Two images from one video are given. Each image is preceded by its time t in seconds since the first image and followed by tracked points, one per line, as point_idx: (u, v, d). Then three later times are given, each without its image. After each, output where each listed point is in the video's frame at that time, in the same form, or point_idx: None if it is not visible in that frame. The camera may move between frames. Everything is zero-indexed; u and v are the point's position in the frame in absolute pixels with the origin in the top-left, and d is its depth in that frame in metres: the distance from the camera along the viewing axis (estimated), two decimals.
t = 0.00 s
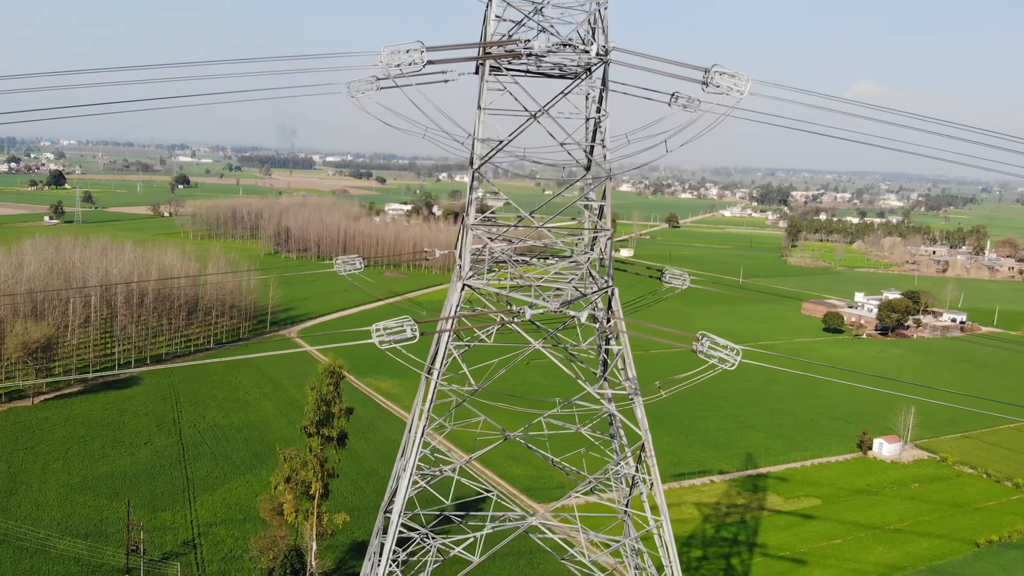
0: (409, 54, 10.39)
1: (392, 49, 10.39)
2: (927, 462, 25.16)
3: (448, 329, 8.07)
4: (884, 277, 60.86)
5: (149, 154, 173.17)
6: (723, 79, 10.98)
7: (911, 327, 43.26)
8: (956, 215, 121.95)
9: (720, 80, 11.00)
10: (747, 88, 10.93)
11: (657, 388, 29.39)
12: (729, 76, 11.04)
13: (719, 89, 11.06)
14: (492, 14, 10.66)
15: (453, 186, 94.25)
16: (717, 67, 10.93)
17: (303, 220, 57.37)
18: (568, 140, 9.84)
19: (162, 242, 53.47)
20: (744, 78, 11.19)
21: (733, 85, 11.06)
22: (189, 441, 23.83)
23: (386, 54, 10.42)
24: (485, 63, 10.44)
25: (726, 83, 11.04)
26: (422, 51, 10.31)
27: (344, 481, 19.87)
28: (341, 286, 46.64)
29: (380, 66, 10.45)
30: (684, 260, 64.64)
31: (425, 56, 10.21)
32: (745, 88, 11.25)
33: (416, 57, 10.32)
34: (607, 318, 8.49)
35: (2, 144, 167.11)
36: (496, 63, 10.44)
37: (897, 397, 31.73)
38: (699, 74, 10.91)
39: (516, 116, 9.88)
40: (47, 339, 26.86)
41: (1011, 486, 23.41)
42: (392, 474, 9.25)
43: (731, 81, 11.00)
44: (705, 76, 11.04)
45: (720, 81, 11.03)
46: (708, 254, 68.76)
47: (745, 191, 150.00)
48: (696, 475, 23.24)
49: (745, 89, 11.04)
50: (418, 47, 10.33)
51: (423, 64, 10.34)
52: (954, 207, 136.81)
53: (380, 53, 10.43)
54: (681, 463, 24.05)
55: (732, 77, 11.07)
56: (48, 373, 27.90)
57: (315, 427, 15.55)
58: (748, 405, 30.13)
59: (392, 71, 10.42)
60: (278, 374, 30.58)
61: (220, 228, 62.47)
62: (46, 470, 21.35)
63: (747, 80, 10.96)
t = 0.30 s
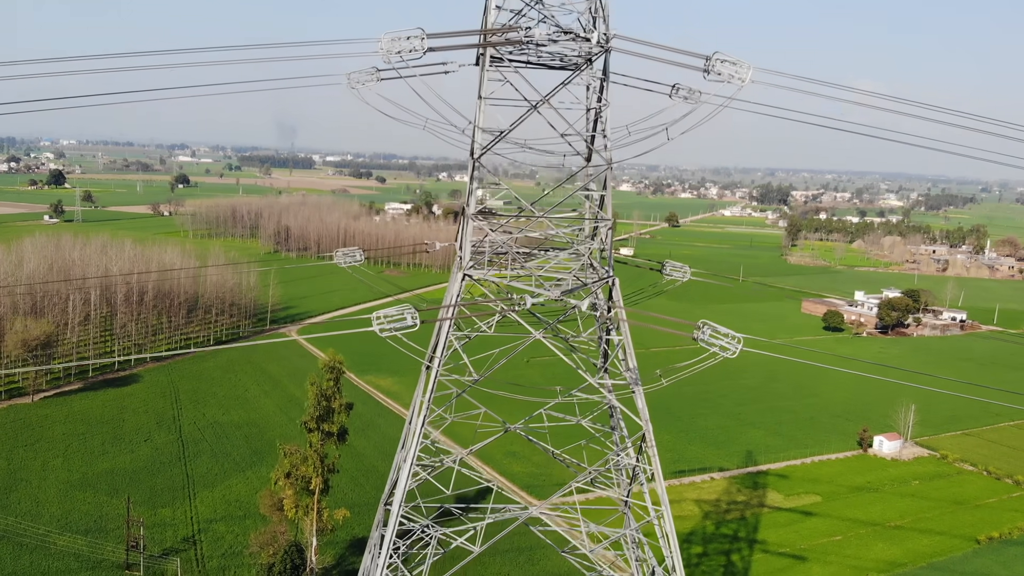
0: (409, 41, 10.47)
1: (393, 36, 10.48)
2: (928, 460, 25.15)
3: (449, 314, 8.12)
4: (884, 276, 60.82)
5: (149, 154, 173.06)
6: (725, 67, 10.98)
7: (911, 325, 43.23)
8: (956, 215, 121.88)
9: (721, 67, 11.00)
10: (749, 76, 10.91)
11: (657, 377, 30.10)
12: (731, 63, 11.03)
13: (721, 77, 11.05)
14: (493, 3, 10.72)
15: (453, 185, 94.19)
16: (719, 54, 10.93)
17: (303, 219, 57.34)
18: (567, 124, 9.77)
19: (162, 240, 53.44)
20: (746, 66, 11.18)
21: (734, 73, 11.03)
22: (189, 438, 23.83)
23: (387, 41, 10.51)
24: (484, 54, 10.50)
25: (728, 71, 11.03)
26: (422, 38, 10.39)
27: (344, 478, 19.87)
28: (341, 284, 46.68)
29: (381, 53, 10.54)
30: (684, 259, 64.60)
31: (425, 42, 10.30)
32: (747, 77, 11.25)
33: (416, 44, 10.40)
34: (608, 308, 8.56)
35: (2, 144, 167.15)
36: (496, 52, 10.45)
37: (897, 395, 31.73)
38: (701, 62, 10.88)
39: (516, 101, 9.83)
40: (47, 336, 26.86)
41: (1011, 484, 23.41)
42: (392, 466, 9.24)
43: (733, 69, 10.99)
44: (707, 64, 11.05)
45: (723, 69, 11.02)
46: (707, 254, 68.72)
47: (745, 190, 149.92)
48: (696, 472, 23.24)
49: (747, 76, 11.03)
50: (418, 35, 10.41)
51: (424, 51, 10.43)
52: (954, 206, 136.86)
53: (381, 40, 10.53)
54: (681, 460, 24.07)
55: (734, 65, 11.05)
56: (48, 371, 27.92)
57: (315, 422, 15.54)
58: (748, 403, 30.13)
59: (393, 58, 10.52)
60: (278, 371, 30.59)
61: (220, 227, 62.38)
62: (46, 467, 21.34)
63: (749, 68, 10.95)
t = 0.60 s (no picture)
0: (410, 28, 10.57)
1: (393, 23, 10.58)
2: (928, 457, 25.13)
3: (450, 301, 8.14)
4: (884, 275, 60.82)
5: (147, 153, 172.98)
6: (726, 54, 11.29)
7: (911, 324, 43.19)
8: (956, 214, 121.86)
9: (723, 54, 11.30)
10: (750, 62, 11.20)
11: (657, 364, 31.11)
12: (732, 50, 11.33)
13: (721, 63, 11.36)
14: None
15: (452, 185, 94.18)
16: (720, 41, 11.22)
17: (303, 219, 57.27)
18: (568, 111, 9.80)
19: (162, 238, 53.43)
20: (747, 53, 11.46)
21: (736, 60, 11.33)
22: (189, 435, 23.83)
23: (387, 27, 10.61)
24: (485, 45, 10.55)
25: (729, 58, 11.32)
26: (423, 25, 10.51)
27: (344, 475, 19.86)
28: (341, 282, 46.71)
29: (381, 40, 10.65)
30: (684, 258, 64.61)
31: (426, 28, 10.42)
32: (748, 65, 11.52)
33: (416, 30, 10.52)
34: (609, 298, 8.60)
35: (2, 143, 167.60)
36: (496, 42, 10.50)
37: (897, 393, 31.73)
38: (703, 50, 11.11)
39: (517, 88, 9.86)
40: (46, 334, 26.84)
41: (1011, 481, 23.39)
42: (392, 458, 9.21)
43: (734, 56, 11.31)
44: (708, 51, 11.34)
45: (723, 56, 11.32)
46: (707, 252, 68.72)
47: (745, 190, 149.88)
48: (696, 469, 23.23)
49: (748, 63, 11.30)
50: (419, 21, 10.53)
51: (424, 37, 10.55)
52: (954, 206, 136.87)
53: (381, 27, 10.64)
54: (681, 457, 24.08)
55: (735, 52, 11.34)
56: (48, 368, 27.89)
57: (315, 417, 15.49)
58: (748, 400, 30.15)
59: (394, 44, 10.62)
60: (278, 368, 30.60)
61: (220, 226, 62.33)
62: (46, 463, 21.33)
63: (750, 55, 11.24)
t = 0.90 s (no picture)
0: (411, 15, 10.69)
1: (395, 9, 10.70)
2: (928, 455, 25.14)
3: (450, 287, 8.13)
4: (884, 274, 60.83)
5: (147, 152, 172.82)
6: (727, 41, 11.31)
7: (911, 323, 43.19)
8: (956, 214, 121.86)
9: (724, 42, 11.32)
10: (752, 49, 11.21)
11: (658, 352, 34.59)
12: (734, 38, 11.35)
13: (723, 51, 11.37)
14: None
15: (452, 185, 94.13)
16: (722, 30, 11.24)
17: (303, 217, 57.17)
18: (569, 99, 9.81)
19: (162, 236, 53.45)
20: (749, 41, 11.48)
21: (738, 48, 11.42)
22: (189, 432, 23.81)
23: (388, 15, 10.72)
24: (485, 35, 10.53)
25: (731, 45, 11.34)
26: (424, 12, 10.62)
27: (344, 471, 19.85)
28: (341, 280, 46.66)
29: (383, 26, 10.78)
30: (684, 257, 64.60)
31: (427, 15, 10.54)
32: (750, 53, 11.55)
33: (417, 16, 10.63)
34: (609, 290, 8.65)
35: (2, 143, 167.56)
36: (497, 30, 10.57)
37: (897, 391, 31.76)
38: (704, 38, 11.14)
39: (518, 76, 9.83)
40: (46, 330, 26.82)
41: (1011, 478, 23.40)
42: (393, 449, 9.21)
43: (735, 43, 11.32)
44: (710, 39, 11.36)
45: (724, 44, 11.34)
46: (707, 252, 68.74)
47: (745, 190, 149.85)
48: (696, 467, 23.22)
49: (749, 51, 11.31)
50: (421, 8, 10.64)
51: (425, 23, 10.67)
52: (953, 206, 136.89)
53: (383, 14, 10.76)
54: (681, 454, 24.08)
55: (737, 40, 11.35)
56: (47, 366, 27.89)
57: (315, 412, 15.50)
58: (749, 398, 30.14)
59: (395, 31, 10.73)
60: (278, 366, 30.57)
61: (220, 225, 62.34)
62: (45, 460, 21.31)
63: (752, 42, 11.25)
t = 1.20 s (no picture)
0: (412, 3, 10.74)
1: None
2: (929, 451, 25.11)
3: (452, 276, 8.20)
4: (884, 272, 60.79)
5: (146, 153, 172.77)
6: (728, 28, 11.36)
7: (912, 320, 43.17)
8: (955, 212, 121.89)
9: (725, 29, 11.38)
10: (753, 35, 11.27)
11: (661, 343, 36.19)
12: (735, 25, 11.40)
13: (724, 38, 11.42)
14: None
15: (452, 185, 94.09)
16: (723, 17, 11.29)
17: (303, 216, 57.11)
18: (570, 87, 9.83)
19: (162, 236, 53.45)
20: (751, 28, 11.54)
21: (739, 35, 11.53)
22: (189, 430, 23.80)
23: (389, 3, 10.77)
24: (485, 24, 10.58)
25: (732, 32, 11.40)
26: None
27: (344, 468, 19.84)
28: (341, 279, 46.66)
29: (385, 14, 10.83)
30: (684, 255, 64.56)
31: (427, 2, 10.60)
32: (751, 40, 11.63)
33: (418, 4, 10.68)
34: (610, 279, 8.73)
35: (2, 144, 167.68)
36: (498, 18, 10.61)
37: (898, 388, 31.76)
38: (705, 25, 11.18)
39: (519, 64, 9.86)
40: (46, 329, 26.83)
41: (1012, 474, 23.38)
42: (394, 443, 9.20)
43: (736, 30, 11.37)
44: (711, 26, 11.42)
45: (726, 30, 11.39)
46: (707, 251, 68.71)
47: (745, 189, 149.77)
48: (697, 463, 23.22)
49: (751, 37, 11.36)
50: None
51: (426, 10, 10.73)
52: (953, 205, 136.91)
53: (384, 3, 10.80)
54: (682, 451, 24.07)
55: (738, 26, 11.41)
56: (48, 364, 27.89)
57: (315, 408, 15.49)
58: (749, 395, 30.15)
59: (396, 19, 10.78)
60: (278, 364, 30.55)
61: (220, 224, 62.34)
62: (46, 458, 21.31)
63: (753, 28, 11.30)
